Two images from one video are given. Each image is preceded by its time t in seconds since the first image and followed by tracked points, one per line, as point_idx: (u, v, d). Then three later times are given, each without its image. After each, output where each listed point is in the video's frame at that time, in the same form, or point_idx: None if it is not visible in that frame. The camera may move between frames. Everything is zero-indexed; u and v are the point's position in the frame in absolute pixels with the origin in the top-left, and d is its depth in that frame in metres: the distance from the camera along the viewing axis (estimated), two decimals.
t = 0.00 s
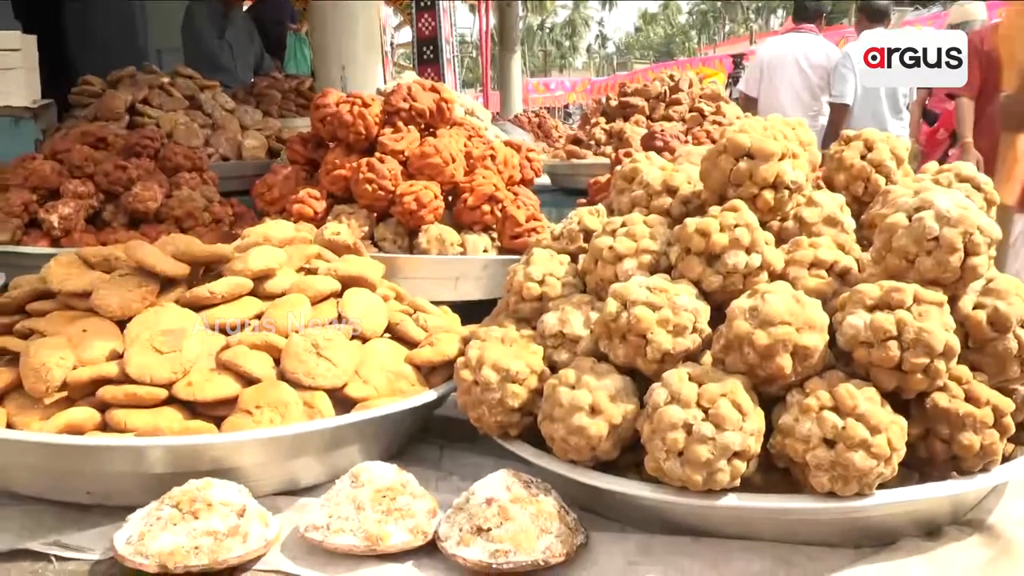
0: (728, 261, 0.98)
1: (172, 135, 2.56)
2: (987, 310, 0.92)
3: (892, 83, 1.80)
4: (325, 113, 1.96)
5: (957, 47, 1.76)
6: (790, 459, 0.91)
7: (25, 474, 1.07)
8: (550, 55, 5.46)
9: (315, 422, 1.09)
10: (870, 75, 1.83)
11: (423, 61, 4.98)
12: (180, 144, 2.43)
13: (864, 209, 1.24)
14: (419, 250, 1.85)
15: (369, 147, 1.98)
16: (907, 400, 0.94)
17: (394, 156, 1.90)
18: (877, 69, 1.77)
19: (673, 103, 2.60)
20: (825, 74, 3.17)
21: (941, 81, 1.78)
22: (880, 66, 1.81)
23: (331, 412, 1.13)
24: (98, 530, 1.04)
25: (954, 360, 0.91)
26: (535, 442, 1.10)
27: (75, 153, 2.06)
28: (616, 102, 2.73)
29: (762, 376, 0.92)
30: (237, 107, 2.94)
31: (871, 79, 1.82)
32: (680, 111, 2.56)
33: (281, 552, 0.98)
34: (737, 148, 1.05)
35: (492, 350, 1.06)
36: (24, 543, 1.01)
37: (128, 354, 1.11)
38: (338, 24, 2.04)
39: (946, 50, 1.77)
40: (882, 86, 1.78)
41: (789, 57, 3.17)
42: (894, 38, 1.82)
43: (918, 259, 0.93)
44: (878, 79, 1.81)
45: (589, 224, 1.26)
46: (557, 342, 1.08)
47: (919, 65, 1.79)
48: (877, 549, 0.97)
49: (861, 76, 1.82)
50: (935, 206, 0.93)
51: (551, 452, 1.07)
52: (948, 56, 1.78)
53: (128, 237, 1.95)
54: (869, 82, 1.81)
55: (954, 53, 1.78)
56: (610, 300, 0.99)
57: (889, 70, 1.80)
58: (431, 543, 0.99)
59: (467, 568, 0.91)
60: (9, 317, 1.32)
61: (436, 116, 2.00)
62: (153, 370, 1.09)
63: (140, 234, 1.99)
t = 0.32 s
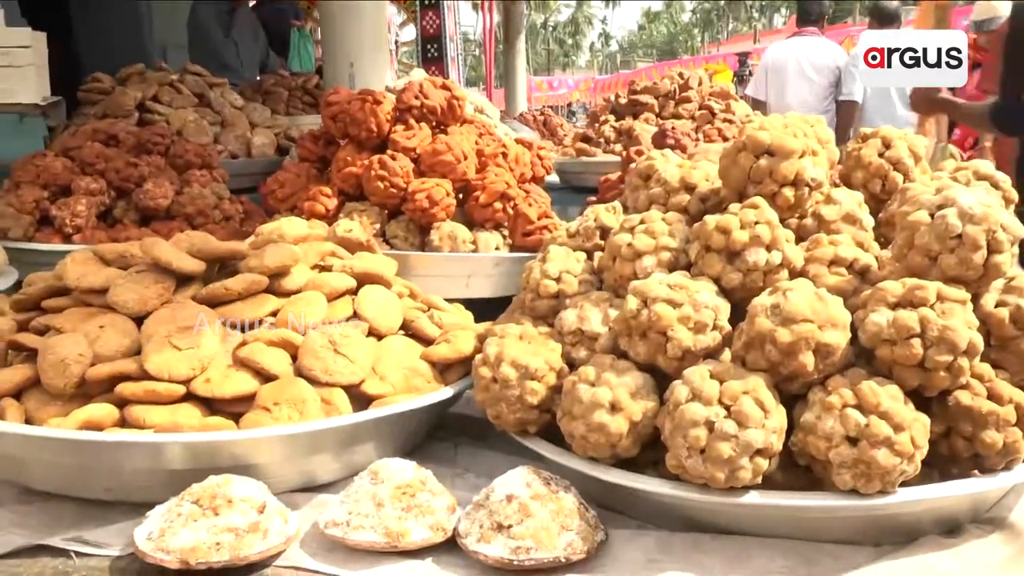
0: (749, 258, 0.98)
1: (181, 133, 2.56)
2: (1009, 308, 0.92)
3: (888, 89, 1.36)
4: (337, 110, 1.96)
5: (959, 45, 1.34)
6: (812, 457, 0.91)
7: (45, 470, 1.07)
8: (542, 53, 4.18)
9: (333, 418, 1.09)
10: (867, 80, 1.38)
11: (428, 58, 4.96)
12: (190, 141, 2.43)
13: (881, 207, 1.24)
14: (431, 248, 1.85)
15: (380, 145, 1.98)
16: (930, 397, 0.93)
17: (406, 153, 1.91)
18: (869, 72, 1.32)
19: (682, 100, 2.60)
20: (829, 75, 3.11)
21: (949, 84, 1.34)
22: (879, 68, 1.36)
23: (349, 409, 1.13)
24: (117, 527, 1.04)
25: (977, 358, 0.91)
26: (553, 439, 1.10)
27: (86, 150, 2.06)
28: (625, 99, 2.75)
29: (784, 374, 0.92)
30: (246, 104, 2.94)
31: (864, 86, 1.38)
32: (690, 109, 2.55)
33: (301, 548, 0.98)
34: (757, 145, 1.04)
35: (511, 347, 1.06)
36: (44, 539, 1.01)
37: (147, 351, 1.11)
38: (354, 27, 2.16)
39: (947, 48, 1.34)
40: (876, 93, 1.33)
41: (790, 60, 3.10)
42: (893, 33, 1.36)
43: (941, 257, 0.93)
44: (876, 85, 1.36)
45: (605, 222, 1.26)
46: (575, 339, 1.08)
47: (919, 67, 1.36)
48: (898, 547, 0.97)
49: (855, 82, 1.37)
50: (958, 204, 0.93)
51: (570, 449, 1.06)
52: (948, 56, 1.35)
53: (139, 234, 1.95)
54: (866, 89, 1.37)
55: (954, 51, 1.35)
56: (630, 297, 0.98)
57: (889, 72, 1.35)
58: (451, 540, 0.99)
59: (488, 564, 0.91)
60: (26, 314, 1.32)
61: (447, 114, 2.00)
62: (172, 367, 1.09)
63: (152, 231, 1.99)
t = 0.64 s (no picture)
0: (769, 254, 0.98)
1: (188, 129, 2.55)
2: None
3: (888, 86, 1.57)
4: (346, 106, 1.96)
5: (958, 46, 1.56)
6: (834, 451, 0.91)
7: (65, 465, 1.07)
8: (553, 51, 4.41)
9: (352, 414, 1.09)
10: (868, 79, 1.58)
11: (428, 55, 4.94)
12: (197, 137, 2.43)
13: (896, 202, 1.24)
14: (442, 244, 1.85)
15: (390, 140, 1.98)
16: (950, 392, 0.94)
17: (416, 149, 1.90)
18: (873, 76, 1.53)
19: (689, 96, 2.60)
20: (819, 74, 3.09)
21: (948, 82, 1.56)
22: (880, 67, 1.56)
23: (367, 404, 1.13)
24: (137, 522, 1.04)
25: (998, 352, 0.91)
26: (572, 434, 1.10)
27: (95, 146, 2.06)
28: (632, 96, 2.74)
29: (806, 369, 0.92)
30: (251, 101, 2.93)
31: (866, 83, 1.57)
32: (697, 105, 2.55)
33: (322, 543, 0.98)
34: (776, 140, 1.04)
35: (530, 342, 1.06)
36: (65, 535, 1.01)
37: (165, 346, 1.11)
38: (357, 23, 2.38)
39: (947, 48, 1.56)
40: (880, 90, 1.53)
41: (783, 56, 3.10)
42: (893, 36, 1.57)
43: (963, 252, 0.93)
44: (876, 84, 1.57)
45: (622, 218, 1.26)
46: (594, 335, 1.08)
47: (919, 66, 1.57)
48: (918, 541, 0.97)
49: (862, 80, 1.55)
50: (980, 199, 0.93)
51: (590, 444, 1.07)
52: (949, 56, 1.58)
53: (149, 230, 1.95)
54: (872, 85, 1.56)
55: (954, 54, 1.56)
56: (650, 292, 0.99)
57: (890, 71, 1.56)
58: (472, 535, 0.99)
59: (511, 559, 0.91)
60: (41, 310, 1.32)
61: (456, 110, 2.00)
62: (191, 363, 1.09)
63: (162, 227, 1.99)
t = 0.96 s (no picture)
0: (798, 254, 0.98)
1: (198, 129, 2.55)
2: None
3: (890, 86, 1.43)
4: (359, 106, 1.96)
5: (959, 45, 1.38)
6: (866, 453, 0.90)
7: (89, 467, 1.07)
8: (553, 50, 4.58)
9: (377, 416, 1.08)
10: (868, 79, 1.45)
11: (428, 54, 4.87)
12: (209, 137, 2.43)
13: (920, 202, 1.23)
14: (457, 244, 1.85)
15: (403, 141, 1.97)
16: (982, 393, 0.93)
17: (430, 149, 1.90)
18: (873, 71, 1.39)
19: (700, 96, 2.59)
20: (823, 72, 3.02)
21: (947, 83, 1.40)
22: (880, 67, 1.43)
23: (391, 405, 1.13)
24: (162, 524, 1.04)
25: None
26: (597, 435, 1.10)
27: (108, 146, 2.05)
28: (643, 95, 2.73)
29: (838, 370, 0.91)
30: (261, 100, 2.93)
31: (865, 84, 1.45)
32: (708, 104, 2.54)
33: (348, 545, 0.98)
34: (804, 140, 1.04)
35: (556, 343, 1.05)
36: (90, 537, 1.01)
37: (189, 348, 1.11)
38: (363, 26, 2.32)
39: (947, 48, 1.39)
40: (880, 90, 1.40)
41: (785, 55, 3.06)
42: (893, 34, 1.42)
43: (994, 253, 0.94)
44: (876, 83, 1.44)
45: (644, 218, 1.26)
46: (619, 336, 1.07)
47: (919, 66, 1.41)
48: (949, 544, 0.96)
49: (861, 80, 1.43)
50: (1012, 199, 0.93)
51: (616, 445, 1.06)
52: (949, 56, 1.40)
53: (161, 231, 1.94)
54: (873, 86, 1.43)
55: (955, 50, 1.39)
56: (678, 294, 0.98)
57: (890, 71, 1.42)
58: (499, 538, 0.99)
59: (540, 561, 0.91)
60: (60, 311, 1.31)
61: (469, 110, 1.99)
62: (215, 364, 1.09)
63: (174, 228, 1.99)
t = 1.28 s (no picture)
0: (831, 250, 0.97)
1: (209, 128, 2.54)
2: None
3: (890, 85, 1.60)
4: (373, 105, 1.95)
5: (958, 46, 1.54)
6: (904, 449, 0.90)
7: (119, 468, 1.06)
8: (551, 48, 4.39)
9: (406, 415, 1.08)
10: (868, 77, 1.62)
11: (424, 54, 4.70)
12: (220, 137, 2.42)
13: (945, 197, 1.22)
14: (474, 242, 1.84)
15: (418, 139, 1.97)
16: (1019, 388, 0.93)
17: (446, 148, 1.89)
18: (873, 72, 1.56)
19: (712, 92, 2.59)
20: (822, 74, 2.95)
21: (948, 81, 1.54)
22: (880, 67, 1.61)
23: (419, 404, 1.12)
24: (193, 524, 1.03)
25: None
26: (627, 433, 1.10)
27: (121, 146, 2.03)
28: (653, 93, 2.71)
29: (874, 366, 0.91)
30: (270, 100, 2.92)
31: (865, 81, 1.62)
32: (719, 101, 2.54)
33: (381, 545, 0.97)
34: (835, 136, 1.03)
35: (586, 340, 1.05)
36: (121, 538, 1.00)
37: (216, 348, 1.11)
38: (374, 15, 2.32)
39: (947, 48, 1.55)
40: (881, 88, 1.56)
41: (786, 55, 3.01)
42: (893, 35, 1.61)
43: None
44: (876, 80, 1.61)
45: (669, 215, 1.26)
46: (649, 333, 1.07)
47: (919, 66, 1.59)
48: (985, 540, 0.96)
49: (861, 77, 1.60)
50: None
51: (647, 443, 1.05)
52: (948, 55, 1.56)
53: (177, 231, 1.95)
54: (870, 84, 1.60)
55: (955, 52, 1.55)
56: (711, 290, 0.98)
57: (889, 71, 1.60)
58: (533, 536, 0.98)
59: (577, 560, 0.91)
60: (83, 312, 1.31)
61: (484, 109, 1.98)
62: (244, 363, 1.09)
63: (189, 228, 1.99)
